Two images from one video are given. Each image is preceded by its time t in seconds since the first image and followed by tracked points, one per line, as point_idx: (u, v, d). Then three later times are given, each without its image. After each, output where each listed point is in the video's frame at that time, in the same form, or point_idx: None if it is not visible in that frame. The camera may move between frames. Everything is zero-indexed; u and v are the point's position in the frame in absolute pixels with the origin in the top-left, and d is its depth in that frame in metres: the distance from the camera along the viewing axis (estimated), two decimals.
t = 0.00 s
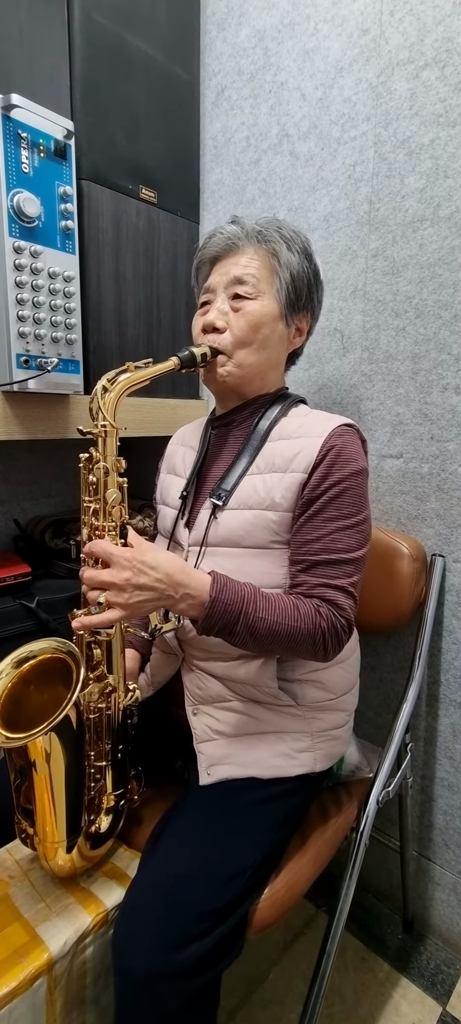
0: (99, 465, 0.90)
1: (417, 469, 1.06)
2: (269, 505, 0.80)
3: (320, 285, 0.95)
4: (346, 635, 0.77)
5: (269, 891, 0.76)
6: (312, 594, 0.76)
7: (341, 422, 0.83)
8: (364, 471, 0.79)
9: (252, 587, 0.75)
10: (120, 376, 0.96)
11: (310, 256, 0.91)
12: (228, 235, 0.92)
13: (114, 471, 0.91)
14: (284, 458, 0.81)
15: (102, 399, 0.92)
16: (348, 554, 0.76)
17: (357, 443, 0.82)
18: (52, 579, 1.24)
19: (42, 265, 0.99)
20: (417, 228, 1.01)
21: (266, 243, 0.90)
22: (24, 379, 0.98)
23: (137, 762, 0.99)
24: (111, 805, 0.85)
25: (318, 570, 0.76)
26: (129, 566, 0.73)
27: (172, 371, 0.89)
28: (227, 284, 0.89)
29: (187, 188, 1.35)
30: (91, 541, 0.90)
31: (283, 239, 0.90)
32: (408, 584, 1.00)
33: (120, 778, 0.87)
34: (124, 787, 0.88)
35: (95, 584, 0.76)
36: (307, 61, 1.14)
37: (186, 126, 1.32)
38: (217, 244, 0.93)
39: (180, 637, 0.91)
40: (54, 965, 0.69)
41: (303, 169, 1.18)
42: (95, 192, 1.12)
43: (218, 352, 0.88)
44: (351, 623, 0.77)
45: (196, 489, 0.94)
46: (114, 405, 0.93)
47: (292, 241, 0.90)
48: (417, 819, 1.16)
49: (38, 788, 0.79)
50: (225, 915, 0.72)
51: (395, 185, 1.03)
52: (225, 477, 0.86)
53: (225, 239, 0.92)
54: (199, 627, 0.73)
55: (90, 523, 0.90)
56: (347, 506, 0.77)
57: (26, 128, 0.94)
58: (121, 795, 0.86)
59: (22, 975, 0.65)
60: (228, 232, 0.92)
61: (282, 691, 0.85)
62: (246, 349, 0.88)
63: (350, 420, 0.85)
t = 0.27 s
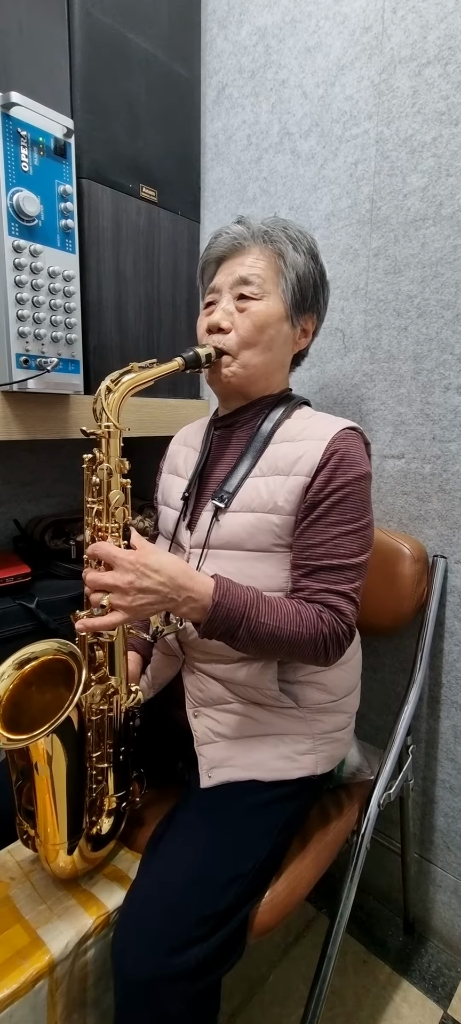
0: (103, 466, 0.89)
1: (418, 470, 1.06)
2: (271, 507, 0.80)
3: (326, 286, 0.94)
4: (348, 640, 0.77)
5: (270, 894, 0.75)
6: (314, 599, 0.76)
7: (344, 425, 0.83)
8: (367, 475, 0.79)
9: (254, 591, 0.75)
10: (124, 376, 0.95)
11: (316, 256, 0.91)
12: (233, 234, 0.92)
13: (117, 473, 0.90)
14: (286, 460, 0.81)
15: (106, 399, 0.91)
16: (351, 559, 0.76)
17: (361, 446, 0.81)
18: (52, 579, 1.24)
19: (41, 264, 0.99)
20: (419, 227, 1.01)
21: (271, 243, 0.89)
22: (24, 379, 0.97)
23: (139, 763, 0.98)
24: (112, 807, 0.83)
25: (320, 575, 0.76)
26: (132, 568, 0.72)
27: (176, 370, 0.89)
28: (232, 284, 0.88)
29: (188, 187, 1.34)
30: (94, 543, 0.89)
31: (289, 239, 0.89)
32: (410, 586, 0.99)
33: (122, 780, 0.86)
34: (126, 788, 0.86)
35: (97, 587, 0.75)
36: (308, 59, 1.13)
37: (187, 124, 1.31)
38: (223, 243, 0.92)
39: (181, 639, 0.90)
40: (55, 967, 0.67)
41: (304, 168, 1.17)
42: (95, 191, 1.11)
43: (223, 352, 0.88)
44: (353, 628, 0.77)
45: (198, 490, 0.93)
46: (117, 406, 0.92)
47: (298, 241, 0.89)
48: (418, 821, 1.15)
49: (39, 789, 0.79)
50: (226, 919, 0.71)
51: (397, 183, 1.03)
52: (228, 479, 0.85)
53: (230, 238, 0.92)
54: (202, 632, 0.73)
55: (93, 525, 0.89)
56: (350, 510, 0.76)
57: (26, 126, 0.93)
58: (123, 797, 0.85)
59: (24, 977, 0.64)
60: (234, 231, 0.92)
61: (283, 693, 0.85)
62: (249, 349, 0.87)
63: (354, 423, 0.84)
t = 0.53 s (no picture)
0: (103, 467, 0.88)
1: (420, 470, 1.05)
2: (273, 508, 0.79)
3: (328, 285, 0.93)
4: (350, 643, 0.76)
5: (271, 899, 0.74)
6: (316, 601, 0.75)
7: (346, 425, 0.82)
8: (369, 476, 0.78)
9: (256, 593, 0.74)
10: (125, 376, 0.94)
11: (319, 254, 0.90)
12: (235, 233, 0.91)
13: (117, 473, 0.89)
14: (288, 461, 0.80)
15: (106, 399, 0.90)
16: (353, 561, 0.75)
17: (363, 447, 0.81)
18: (52, 580, 1.23)
19: (41, 263, 0.98)
20: (422, 226, 1.00)
21: (273, 242, 0.88)
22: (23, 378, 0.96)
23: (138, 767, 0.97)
24: (112, 811, 0.82)
25: (322, 577, 0.75)
26: (132, 570, 0.71)
27: (177, 370, 0.88)
28: (234, 283, 0.88)
29: (189, 186, 1.33)
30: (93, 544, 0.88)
31: (290, 238, 0.88)
32: (412, 588, 0.98)
33: (122, 782, 0.85)
34: (126, 791, 0.85)
35: (97, 587, 0.74)
36: (310, 56, 1.12)
37: (188, 122, 1.31)
38: (224, 242, 0.92)
39: (181, 641, 0.90)
40: (54, 973, 0.67)
41: (305, 166, 1.16)
42: (94, 189, 1.10)
43: (224, 352, 0.87)
44: (355, 630, 0.76)
45: (199, 491, 0.92)
46: (118, 406, 0.91)
47: (300, 240, 0.88)
48: (419, 824, 1.14)
49: (38, 792, 0.78)
50: (227, 924, 0.71)
51: (399, 181, 1.02)
52: (228, 480, 0.84)
53: (232, 237, 0.91)
54: (203, 635, 0.72)
55: (93, 526, 0.89)
56: (353, 511, 0.75)
57: (25, 124, 0.92)
58: (122, 800, 0.84)
59: (22, 983, 0.64)
60: (235, 230, 0.91)
61: (284, 695, 0.84)
62: (251, 349, 0.86)
63: (356, 424, 0.84)
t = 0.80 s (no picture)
0: (101, 468, 0.87)
1: (421, 471, 1.04)
2: (273, 510, 0.78)
3: (329, 284, 0.92)
4: (350, 648, 0.75)
5: (269, 904, 0.74)
6: (316, 606, 0.74)
7: (347, 427, 0.81)
8: (370, 479, 0.77)
9: (253, 598, 0.74)
10: (125, 376, 0.94)
11: (319, 255, 0.89)
12: (236, 233, 0.90)
13: (116, 475, 0.88)
14: (289, 463, 0.79)
15: (105, 401, 0.89)
16: (353, 564, 0.74)
17: (363, 450, 0.80)
18: (50, 581, 1.22)
19: (38, 262, 0.97)
20: (423, 225, 0.99)
21: (274, 242, 0.87)
22: (20, 378, 0.95)
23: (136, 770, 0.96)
24: (109, 814, 0.82)
25: (322, 580, 0.75)
26: (130, 579, 0.71)
27: (177, 371, 0.87)
28: (233, 283, 0.87)
29: (188, 184, 1.32)
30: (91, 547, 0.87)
31: (291, 238, 0.87)
32: (413, 590, 0.97)
33: (120, 786, 0.85)
34: (124, 795, 0.84)
35: (95, 595, 0.74)
36: (310, 53, 1.11)
37: (187, 120, 1.30)
38: (224, 241, 0.91)
39: (180, 643, 0.89)
40: (49, 980, 0.66)
41: (306, 164, 1.15)
42: (93, 188, 1.09)
43: (223, 352, 0.86)
44: (355, 635, 0.75)
45: (198, 493, 0.92)
46: (117, 406, 0.90)
47: (301, 240, 0.88)
48: (419, 827, 1.14)
49: (35, 796, 0.77)
50: (225, 931, 0.70)
51: (400, 179, 1.01)
52: (228, 481, 0.84)
53: (231, 237, 0.90)
54: (200, 640, 0.71)
55: (91, 527, 0.87)
56: (353, 514, 0.75)
57: (22, 121, 0.91)
58: (120, 804, 0.83)
59: (16, 990, 0.63)
60: (235, 230, 0.90)
61: (284, 699, 0.83)
62: (251, 350, 0.85)
63: (357, 426, 0.83)
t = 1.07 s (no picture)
0: (97, 471, 0.86)
1: (422, 472, 1.03)
2: (273, 513, 0.77)
3: (328, 282, 0.91)
4: (350, 650, 0.74)
5: (268, 913, 0.73)
6: (316, 607, 0.73)
7: (348, 427, 0.80)
8: (372, 481, 0.76)
9: (254, 599, 0.72)
10: (121, 376, 0.93)
11: (319, 253, 0.88)
12: (231, 231, 0.89)
13: (112, 477, 0.87)
14: (289, 464, 0.78)
15: (101, 403, 0.88)
16: (354, 566, 0.73)
17: (365, 451, 0.79)
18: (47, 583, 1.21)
19: (34, 261, 0.96)
20: (424, 223, 0.98)
21: (272, 240, 0.86)
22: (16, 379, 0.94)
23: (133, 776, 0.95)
24: (105, 821, 0.80)
25: (322, 582, 0.73)
26: (125, 578, 0.69)
27: (175, 371, 0.85)
28: (232, 282, 0.85)
29: (187, 182, 1.31)
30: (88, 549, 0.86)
31: (289, 235, 0.86)
32: (413, 592, 0.96)
33: (115, 792, 0.83)
34: (120, 802, 0.83)
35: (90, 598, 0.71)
36: (309, 49, 1.10)
37: (185, 118, 1.28)
38: (222, 239, 0.89)
39: (178, 646, 0.88)
40: (43, 991, 0.65)
41: (305, 161, 1.14)
42: (90, 186, 1.08)
43: (222, 352, 0.85)
44: (356, 638, 0.74)
45: (197, 494, 0.90)
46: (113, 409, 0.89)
47: (300, 238, 0.86)
48: (420, 831, 1.13)
49: (28, 804, 0.76)
50: (223, 940, 0.69)
51: (400, 177, 1.00)
52: (228, 483, 0.83)
53: (229, 234, 0.89)
54: (199, 641, 0.70)
55: (87, 530, 0.86)
56: (354, 515, 0.74)
57: (17, 118, 0.90)
58: (116, 811, 0.82)
59: (9, 1003, 0.62)
60: (233, 227, 0.89)
61: (283, 703, 0.82)
62: (250, 350, 0.84)
63: (359, 426, 0.82)
